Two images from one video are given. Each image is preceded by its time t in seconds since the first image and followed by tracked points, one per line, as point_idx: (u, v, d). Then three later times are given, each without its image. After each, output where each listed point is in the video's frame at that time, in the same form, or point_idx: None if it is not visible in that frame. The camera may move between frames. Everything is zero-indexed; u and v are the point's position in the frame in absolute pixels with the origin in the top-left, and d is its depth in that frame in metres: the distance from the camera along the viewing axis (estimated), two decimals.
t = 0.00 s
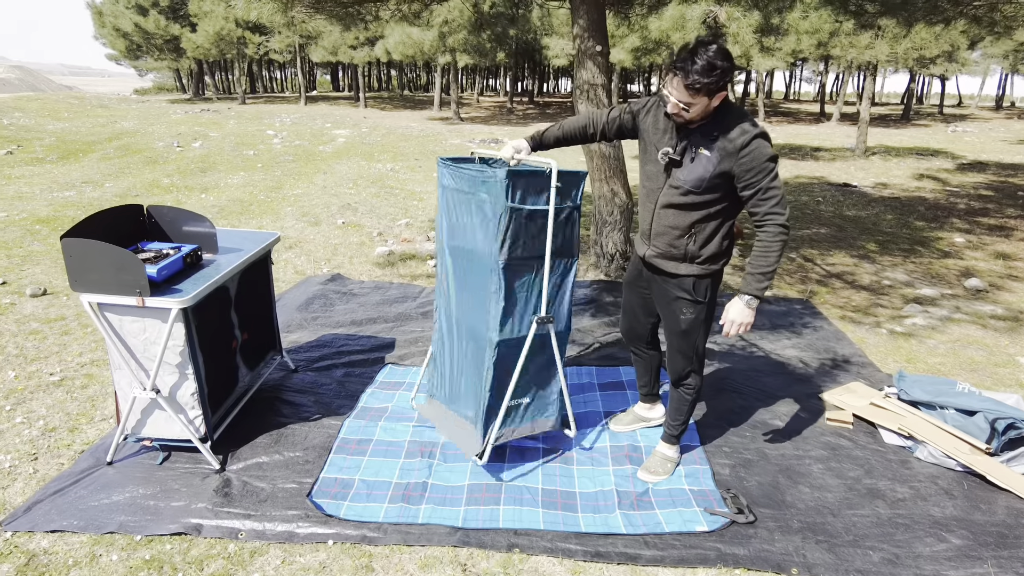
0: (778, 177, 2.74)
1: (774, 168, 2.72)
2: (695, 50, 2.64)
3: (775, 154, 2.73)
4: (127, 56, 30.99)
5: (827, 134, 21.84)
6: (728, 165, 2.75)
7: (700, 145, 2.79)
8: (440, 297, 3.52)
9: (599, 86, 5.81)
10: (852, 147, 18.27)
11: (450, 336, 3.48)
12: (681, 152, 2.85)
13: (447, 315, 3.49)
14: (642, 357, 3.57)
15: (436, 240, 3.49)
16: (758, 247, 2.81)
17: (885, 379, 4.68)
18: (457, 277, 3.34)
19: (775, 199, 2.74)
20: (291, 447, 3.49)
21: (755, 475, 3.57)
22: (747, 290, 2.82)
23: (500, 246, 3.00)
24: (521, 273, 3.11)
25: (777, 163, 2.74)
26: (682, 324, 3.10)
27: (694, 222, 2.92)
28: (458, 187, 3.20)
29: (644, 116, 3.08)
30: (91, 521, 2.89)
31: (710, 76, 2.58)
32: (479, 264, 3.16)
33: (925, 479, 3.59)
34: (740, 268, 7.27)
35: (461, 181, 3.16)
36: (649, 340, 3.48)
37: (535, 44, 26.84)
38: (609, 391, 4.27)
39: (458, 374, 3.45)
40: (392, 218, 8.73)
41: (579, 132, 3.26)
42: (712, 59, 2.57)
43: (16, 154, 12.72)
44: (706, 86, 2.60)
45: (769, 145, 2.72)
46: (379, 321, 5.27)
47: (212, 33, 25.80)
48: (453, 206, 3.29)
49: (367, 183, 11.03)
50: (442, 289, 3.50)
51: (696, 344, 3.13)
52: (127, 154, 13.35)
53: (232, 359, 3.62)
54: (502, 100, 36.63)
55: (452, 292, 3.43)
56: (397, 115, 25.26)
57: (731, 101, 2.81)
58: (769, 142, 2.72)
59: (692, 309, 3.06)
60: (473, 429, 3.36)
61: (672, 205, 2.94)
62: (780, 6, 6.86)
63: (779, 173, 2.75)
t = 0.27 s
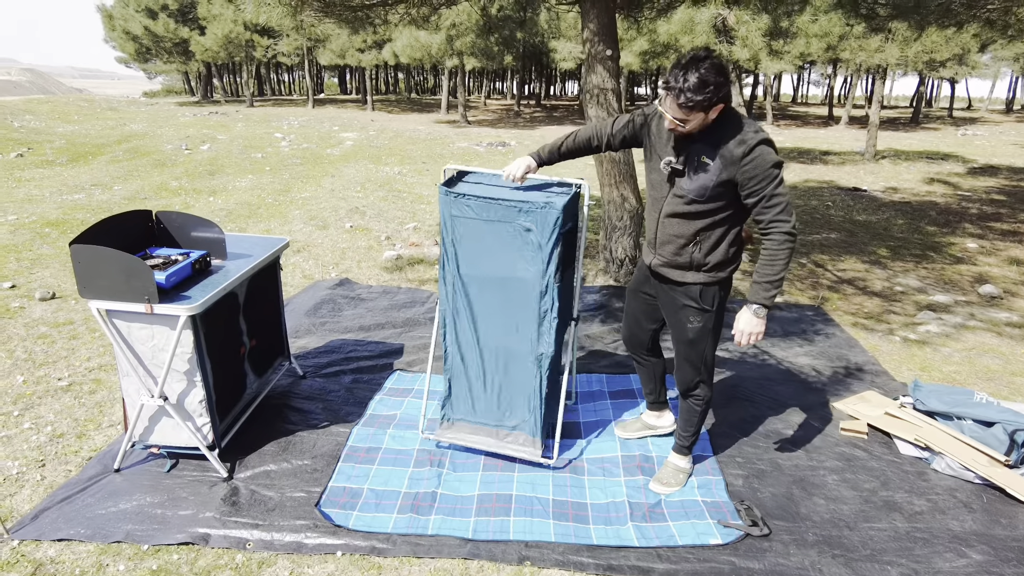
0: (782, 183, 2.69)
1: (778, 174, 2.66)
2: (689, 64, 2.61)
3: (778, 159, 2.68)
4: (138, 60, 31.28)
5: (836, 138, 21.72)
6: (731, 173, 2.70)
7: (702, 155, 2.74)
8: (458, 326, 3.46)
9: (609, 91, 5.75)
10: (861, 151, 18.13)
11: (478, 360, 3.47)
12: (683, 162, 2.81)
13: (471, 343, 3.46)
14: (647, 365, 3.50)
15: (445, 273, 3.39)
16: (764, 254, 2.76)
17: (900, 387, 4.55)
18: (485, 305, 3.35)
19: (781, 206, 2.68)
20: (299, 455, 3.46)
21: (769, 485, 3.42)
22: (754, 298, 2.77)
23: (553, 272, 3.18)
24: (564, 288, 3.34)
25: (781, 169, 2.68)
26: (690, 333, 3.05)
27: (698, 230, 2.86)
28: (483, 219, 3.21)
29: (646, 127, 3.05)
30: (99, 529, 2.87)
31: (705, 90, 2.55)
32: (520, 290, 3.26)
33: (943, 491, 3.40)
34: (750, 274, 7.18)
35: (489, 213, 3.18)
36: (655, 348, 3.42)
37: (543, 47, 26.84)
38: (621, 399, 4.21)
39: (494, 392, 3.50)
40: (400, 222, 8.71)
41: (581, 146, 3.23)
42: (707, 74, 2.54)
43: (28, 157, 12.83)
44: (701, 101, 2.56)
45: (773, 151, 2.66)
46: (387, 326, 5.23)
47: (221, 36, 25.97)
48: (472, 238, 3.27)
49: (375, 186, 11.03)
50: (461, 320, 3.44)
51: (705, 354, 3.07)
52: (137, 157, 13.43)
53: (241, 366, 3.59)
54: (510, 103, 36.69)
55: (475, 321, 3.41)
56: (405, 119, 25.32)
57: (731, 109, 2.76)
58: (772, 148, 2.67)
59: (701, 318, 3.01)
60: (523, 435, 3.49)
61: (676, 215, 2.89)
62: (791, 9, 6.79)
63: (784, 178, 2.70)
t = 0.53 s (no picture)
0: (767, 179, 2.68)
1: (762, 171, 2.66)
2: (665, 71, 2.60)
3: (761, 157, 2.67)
4: (142, 64, 31.41)
5: (839, 141, 21.66)
6: (716, 174, 2.67)
7: (685, 158, 2.71)
8: (474, 347, 3.46)
9: (613, 94, 5.72)
10: (865, 154, 18.08)
11: (496, 376, 3.52)
12: (667, 167, 2.78)
13: (487, 361, 3.49)
14: (642, 372, 3.43)
15: (456, 298, 3.38)
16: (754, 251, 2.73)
17: (909, 393, 4.47)
18: (500, 322, 3.43)
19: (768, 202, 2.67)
20: (301, 461, 3.43)
21: (777, 493, 3.34)
22: (750, 296, 2.76)
23: (562, 279, 3.38)
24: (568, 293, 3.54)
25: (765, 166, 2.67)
26: (686, 334, 2.99)
27: (687, 231, 2.82)
28: (492, 240, 3.27)
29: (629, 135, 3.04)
30: (98, 537, 2.84)
31: (684, 96, 2.53)
32: (534, 302, 3.40)
33: (954, 500, 3.29)
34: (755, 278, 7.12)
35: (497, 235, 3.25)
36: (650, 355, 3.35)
37: (546, 51, 26.86)
38: (625, 405, 4.16)
39: (513, 404, 3.57)
40: (403, 226, 8.69)
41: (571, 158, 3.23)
42: (684, 79, 2.53)
43: (32, 160, 12.86)
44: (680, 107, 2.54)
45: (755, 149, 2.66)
46: (391, 331, 5.20)
47: (225, 40, 26.05)
48: (481, 261, 3.32)
49: (378, 190, 11.02)
50: (476, 341, 3.45)
51: (702, 354, 3.01)
52: (140, 160, 13.45)
53: (243, 371, 3.56)
54: (512, 107, 36.72)
55: (491, 339, 3.46)
56: (408, 122, 25.35)
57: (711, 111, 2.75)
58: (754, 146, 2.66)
59: (697, 318, 2.95)
60: (546, 438, 3.60)
61: (665, 217, 2.85)
62: (796, 12, 6.75)
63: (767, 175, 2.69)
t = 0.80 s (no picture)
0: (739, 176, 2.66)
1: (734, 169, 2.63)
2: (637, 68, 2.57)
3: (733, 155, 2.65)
4: (143, 66, 31.45)
5: (841, 143, 21.63)
6: (689, 171, 2.64)
7: (660, 155, 2.69)
8: (475, 344, 3.43)
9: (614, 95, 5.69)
10: (867, 155, 18.04)
11: (496, 373, 3.48)
12: (642, 164, 2.76)
13: (488, 358, 3.46)
14: (631, 369, 3.41)
15: (459, 294, 3.34)
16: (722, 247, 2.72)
17: (913, 396, 4.42)
18: (501, 317, 3.40)
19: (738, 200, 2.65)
20: (299, 465, 3.40)
21: (780, 498, 3.30)
22: (719, 292, 2.71)
23: (563, 274, 3.34)
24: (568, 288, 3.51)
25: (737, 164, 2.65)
26: (665, 329, 2.97)
27: (663, 226, 2.81)
28: (493, 234, 3.25)
29: (612, 128, 3.02)
30: (93, 542, 2.81)
31: (655, 95, 2.50)
32: (534, 297, 3.37)
33: (960, 505, 3.25)
34: (757, 280, 7.09)
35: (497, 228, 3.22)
36: (636, 352, 3.32)
37: (547, 52, 26.86)
38: (626, 408, 4.12)
39: (513, 402, 3.53)
40: (404, 228, 8.67)
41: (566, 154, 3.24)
42: (655, 78, 2.50)
43: (33, 162, 12.86)
44: (651, 106, 2.52)
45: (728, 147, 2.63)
46: (390, 333, 5.17)
47: (226, 42, 26.08)
48: (482, 255, 3.29)
49: (378, 191, 11.01)
50: (477, 338, 3.42)
51: (684, 350, 2.99)
52: (141, 162, 13.45)
53: (241, 373, 3.54)
54: (513, 108, 36.74)
55: (492, 336, 3.43)
56: (409, 124, 25.36)
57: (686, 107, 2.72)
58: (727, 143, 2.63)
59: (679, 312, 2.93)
60: (546, 439, 3.57)
61: (642, 212, 2.84)
62: (798, 13, 6.72)
63: (740, 173, 2.66)
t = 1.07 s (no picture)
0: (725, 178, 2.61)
1: (720, 169, 2.59)
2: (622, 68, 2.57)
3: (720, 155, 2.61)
4: (145, 67, 31.48)
5: (843, 143, 21.58)
6: (675, 171, 2.62)
7: (647, 155, 2.68)
8: (470, 349, 3.41)
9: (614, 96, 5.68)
10: (868, 155, 18.01)
11: (492, 378, 3.46)
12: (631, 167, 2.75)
13: (483, 363, 3.44)
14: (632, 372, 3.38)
15: (452, 299, 3.33)
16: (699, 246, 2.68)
17: (914, 399, 4.39)
18: (496, 322, 3.38)
19: (723, 200, 2.61)
20: (296, 469, 3.39)
21: (780, 502, 3.28)
22: (686, 288, 2.67)
23: (559, 279, 3.32)
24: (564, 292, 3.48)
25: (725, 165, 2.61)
26: (646, 326, 2.95)
27: (652, 226, 2.80)
28: (486, 239, 3.24)
29: (604, 128, 3.02)
30: (88, 547, 2.80)
31: (639, 95, 2.50)
32: (529, 301, 3.35)
33: (961, 509, 3.23)
34: (757, 281, 7.07)
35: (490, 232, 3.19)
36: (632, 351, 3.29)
37: (548, 53, 26.84)
38: (625, 411, 4.10)
39: (510, 407, 3.51)
40: (404, 229, 8.66)
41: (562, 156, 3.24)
42: (640, 79, 2.50)
43: (34, 163, 12.87)
44: (638, 106, 2.51)
45: (715, 147, 2.59)
46: (389, 335, 5.16)
47: (227, 43, 26.08)
48: (475, 260, 3.27)
49: (379, 193, 11.01)
50: (472, 343, 3.40)
51: (663, 350, 2.97)
52: (141, 163, 13.45)
53: (238, 377, 3.53)
54: (515, 109, 36.74)
55: (487, 341, 3.41)
56: (410, 125, 25.36)
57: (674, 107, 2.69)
58: (715, 144, 2.59)
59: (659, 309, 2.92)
60: (543, 444, 3.55)
61: (631, 211, 2.83)
62: (799, 13, 6.70)
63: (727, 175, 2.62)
